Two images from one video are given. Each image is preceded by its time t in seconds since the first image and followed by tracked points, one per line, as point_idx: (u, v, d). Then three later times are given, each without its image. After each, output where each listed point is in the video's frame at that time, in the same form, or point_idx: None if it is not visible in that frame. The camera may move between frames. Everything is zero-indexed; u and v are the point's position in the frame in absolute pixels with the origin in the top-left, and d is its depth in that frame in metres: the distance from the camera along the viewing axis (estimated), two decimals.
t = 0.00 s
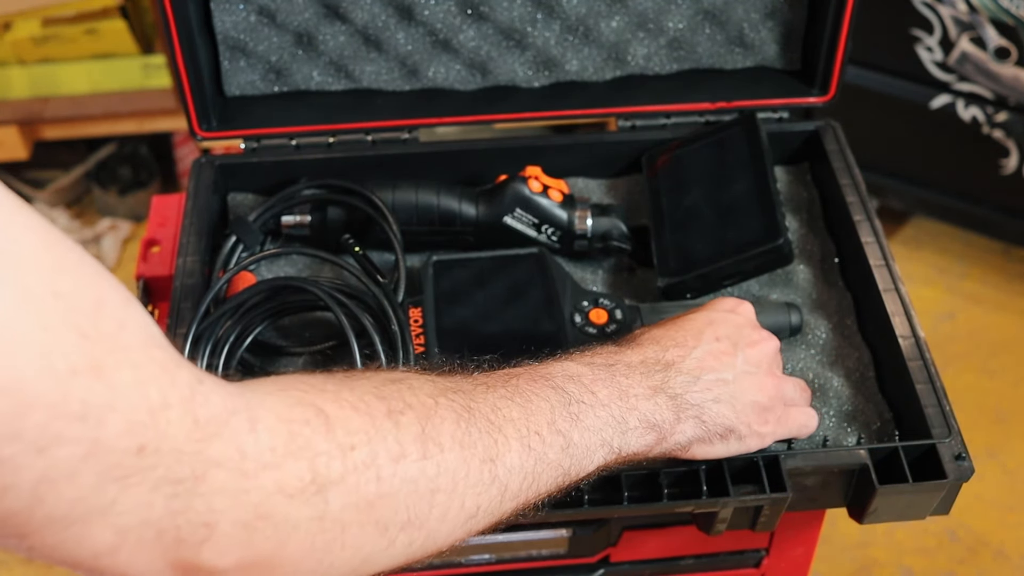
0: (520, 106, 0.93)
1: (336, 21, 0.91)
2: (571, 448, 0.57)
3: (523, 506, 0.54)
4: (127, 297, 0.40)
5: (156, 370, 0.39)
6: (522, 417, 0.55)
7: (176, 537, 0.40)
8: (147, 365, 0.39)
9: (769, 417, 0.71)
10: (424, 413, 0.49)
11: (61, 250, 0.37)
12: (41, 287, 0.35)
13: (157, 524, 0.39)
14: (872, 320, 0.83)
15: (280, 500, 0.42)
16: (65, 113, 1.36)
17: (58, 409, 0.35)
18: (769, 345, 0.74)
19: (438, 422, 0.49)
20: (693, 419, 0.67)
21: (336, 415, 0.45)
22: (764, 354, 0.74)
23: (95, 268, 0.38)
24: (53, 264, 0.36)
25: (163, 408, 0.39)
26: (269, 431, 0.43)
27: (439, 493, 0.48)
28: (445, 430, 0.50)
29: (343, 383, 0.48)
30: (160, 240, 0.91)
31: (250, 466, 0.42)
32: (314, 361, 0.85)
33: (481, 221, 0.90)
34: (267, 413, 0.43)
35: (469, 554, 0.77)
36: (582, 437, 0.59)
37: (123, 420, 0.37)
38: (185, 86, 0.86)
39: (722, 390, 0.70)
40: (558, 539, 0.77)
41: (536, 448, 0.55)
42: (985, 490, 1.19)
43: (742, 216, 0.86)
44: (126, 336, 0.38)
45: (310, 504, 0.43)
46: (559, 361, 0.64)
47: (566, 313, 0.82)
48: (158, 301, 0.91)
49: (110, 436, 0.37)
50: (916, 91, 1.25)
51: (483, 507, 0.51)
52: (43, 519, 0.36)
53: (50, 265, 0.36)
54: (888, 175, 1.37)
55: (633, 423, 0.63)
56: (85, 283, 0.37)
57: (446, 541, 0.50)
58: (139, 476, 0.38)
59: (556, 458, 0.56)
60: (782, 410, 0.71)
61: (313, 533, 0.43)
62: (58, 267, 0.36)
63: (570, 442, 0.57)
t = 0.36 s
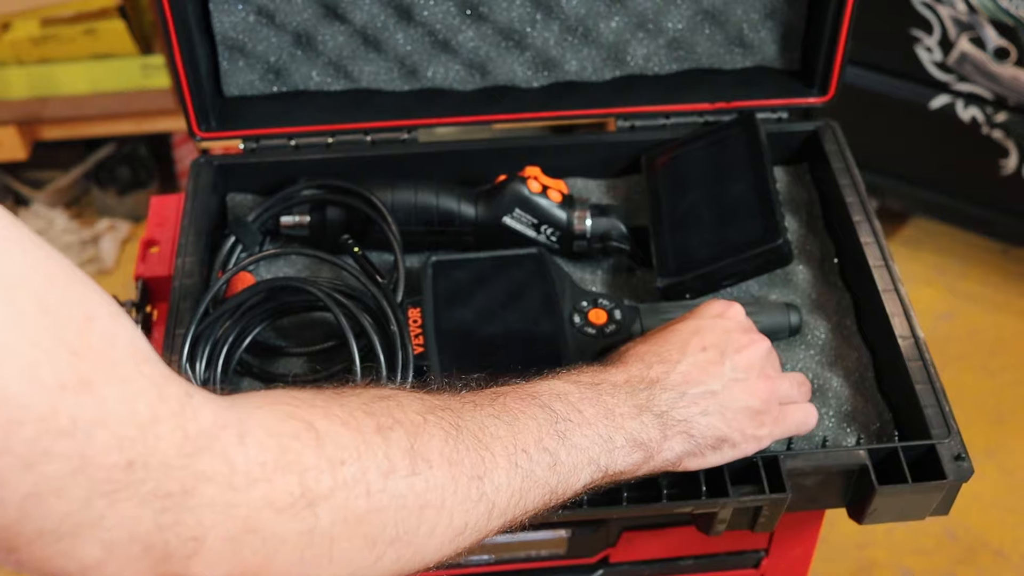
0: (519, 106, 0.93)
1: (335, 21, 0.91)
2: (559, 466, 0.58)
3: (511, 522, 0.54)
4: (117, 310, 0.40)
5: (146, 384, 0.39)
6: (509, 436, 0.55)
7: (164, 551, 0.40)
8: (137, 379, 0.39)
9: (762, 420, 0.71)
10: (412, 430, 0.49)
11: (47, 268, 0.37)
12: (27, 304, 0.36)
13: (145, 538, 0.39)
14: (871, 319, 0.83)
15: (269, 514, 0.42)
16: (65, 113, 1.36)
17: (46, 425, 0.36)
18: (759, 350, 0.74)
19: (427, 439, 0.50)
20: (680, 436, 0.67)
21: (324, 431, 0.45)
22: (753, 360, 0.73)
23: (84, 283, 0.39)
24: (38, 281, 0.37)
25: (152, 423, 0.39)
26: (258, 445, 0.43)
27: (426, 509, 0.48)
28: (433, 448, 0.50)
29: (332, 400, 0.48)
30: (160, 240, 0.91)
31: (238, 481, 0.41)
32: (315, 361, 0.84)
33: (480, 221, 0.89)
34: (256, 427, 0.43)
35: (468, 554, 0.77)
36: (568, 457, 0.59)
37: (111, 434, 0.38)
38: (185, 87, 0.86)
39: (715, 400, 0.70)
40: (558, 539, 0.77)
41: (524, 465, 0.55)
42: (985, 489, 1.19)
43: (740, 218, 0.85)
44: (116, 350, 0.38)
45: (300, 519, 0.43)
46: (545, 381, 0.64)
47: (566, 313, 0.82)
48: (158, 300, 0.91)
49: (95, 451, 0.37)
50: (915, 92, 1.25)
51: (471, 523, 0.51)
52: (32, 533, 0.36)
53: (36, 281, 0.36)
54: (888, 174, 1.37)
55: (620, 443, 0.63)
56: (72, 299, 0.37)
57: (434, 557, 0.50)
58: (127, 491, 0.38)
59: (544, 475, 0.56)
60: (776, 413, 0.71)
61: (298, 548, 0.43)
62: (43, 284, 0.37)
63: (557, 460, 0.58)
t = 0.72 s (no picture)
0: (519, 106, 0.93)
1: (336, 21, 0.91)
2: (565, 452, 0.57)
3: (519, 510, 0.54)
4: (119, 307, 0.40)
5: (149, 381, 0.40)
6: (516, 423, 0.55)
7: (168, 548, 0.40)
8: (139, 376, 0.39)
9: (768, 410, 0.71)
10: (416, 421, 0.49)
11: (47, 265, 0.37)
12: (30, 301, 0.36)
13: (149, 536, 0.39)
14: (871, 319, 0.83)
15: (273, 510, 0.42)
16: (64, 113, 1.36)
17: (49, 424, 0.36)
18: (765, 341, 0.74)
19: (431, 428, 0.50)
20: (689, 419, 0.67)
21: (329, 425, 0.45)
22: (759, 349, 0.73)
23: (85, 280, 0.39)
24: (41, 278, 0.37)
25: (155, 420, 0.39)
26: (262, 441, 0.43)
27: (433, 501, 0.48)
28: (437, 439, 0.50)
29: (336, 392, 0.48)
30: (160, 240, 0.91)
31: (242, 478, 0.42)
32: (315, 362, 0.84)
33: (480, 221, 0.89)
34: (260, 422, 0.43)
35: (468, 554, 0.77)
36: (576, 441, 0.59)
37: (114, 432, 0.38)
38: (185, 89, 0.86)
39: (721, 388, 0.70)
40: (558, 539, 0.77)
41: (530, 453, 0.55)
42: (985, 489, 1.19)
43: (740, 218, 0.85)
44: (117, 347, 0.39)
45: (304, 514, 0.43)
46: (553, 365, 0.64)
47: (565, 313, 0.82)
48: (158, 300, 0.91)
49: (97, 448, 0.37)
50: (915, 92, 1.25)
51: (477, 512, 0.51)
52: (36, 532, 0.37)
53: (39, 279, 0.37)
54: (887, 175, 1.37)
55: (628, 426, 0.63)
56: (74, 297, 0.38)
57: (440, 546, 0.50)
58: (129, 489, 0.38)
59: (551, 462, 0.56)
60: (780, 404, 0.71)
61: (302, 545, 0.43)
62: (44, 283, 0.37)
63: (564, 446, 0.58)
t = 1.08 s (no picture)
0: (519, 106, 0.93)
1: (336, 22, 0.91)
2: (562, 470, 0.57)
3: (512, 531, 0.55)
4: (101, 332, 0.39)
5: (128, 409, 0.39)
6: (512, 443, 0.55)
7: None
8: (118, 403, 0.39)
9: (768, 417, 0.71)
10: (408, 446, 0.50)
11: (32, 287, 0.37)
12: (7, 324, 0.35)
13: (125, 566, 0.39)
14: (872, 320, 0.83)
15: (257, 540, 0.42)
16: (64, 113, 1.36)
17: (24, 452, 0.35)
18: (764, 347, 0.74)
19: (424, 454, 0.50)
20: (688, 435, 0.67)
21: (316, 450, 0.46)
22: (760, 356, 0.73)
23: (69, 304, 0.38)
24: (20, 300, 0.36)
25: (135, 449, 0.39)
26: (246, 469, 0.43)
27: (423, 529, 0.48)
28: (429, 465, 0.50)
29: (325, 416, 0.48)
30: (160, 240, 0.91)
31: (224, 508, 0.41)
32: (315, 361, 0.84)
33: (480, 221, 0.89)
34: (244, 449, 0.43)
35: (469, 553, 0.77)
36: (572, 460, 0.59)
37: (91, 461, 0.37)
38: (185, 88, 0.86)
39: (722, 398, 0.70)
40: (558, 539, 0.77)
41: (525, 475, 0.55)
42: (984, 490, 1.19)
43: (741, 218, 0.85)
44: (96, 374, 0.38)
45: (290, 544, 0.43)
46: (553, 380, 0.64)
47: (565, 313, 0.82)
48: (158, 300, 0.91)
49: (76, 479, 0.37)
50: (915, 92, 1.25)
51: (470, 537, 0.51)
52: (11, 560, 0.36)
53: (18, 301, 0.36)
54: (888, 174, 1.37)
55: (626, 442, 0.63)
56: (54, 320, 0.37)
57: (432, 571, 0.50)
58: (107, 519, 0.38)
59: (546, 482, 0.56)
60: (782, 411, 0.71)
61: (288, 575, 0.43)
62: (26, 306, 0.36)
63: (561, 466, 0.58)
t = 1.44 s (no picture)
0: (519, 106, 0.93)
1: (336, 22, 0.91)
2: (551, 469, 0.58)
3: (490, 527, 0.55)
4: (97, 340, 0.39)
5: (118, 416, 0.39)
6: (500, 445, 0.55)
7: None
8: (109, 411, 0.39)
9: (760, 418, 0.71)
10: (394, 450, 0.49)
11: (25, 294, 0.37)
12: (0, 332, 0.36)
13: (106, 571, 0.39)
14: (872, 320, 0.83)
15: (236, 548, 0.42)
16: (64, 113, 1.36)
17: (11, 459, 0.36)
18: (767, 347, 0.73)
19: (408, 459, 0.49)
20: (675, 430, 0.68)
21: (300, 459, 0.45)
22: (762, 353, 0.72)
23: (62, 307, 0.38)
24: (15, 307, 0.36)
25: (121, 456, 0.39)
26: (228, 478, 0.42)
27: (402, 535, 0.48)
28: (414, 470, 0.49)
29: (312, 420, 0.48)
30: (160, 240, 0.91)
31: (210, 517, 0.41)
32: (314, 361, 0.84)
33: (480, 221, 0.89)
34: (228, 455, 0.43)
35: (468, 554, 0.77)
36: (563, 457, 0.59)
37: (80, 468, 0.37)
38: (185, 89, 0.86)
39: (718, 397, 0.70)
40: (558, 539, 0.77)
41: (510, 475, 0.55)
42: (984, 490, 1.19)
43: (741, 218, 0.85)
44: (89, 382, 0.38)
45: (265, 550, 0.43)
46: (551, 373, 0.64)
47: (565, 313, 0.82)
48: (158, 300, 0.91)
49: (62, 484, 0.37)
50: (915, 92, 1.25)
51: (447, 538, 0.51)
52: None
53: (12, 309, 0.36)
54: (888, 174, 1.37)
55: (617, 438, 0.64)
56: (48, 328, 0.37)
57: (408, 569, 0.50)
58: (92, 524, 0.38)
59: (531, 481, 0.56)
60: (777, 412, 0.71)
61: None
62: (16, 311, 0.36)
63: (549, 465, 0.58)
